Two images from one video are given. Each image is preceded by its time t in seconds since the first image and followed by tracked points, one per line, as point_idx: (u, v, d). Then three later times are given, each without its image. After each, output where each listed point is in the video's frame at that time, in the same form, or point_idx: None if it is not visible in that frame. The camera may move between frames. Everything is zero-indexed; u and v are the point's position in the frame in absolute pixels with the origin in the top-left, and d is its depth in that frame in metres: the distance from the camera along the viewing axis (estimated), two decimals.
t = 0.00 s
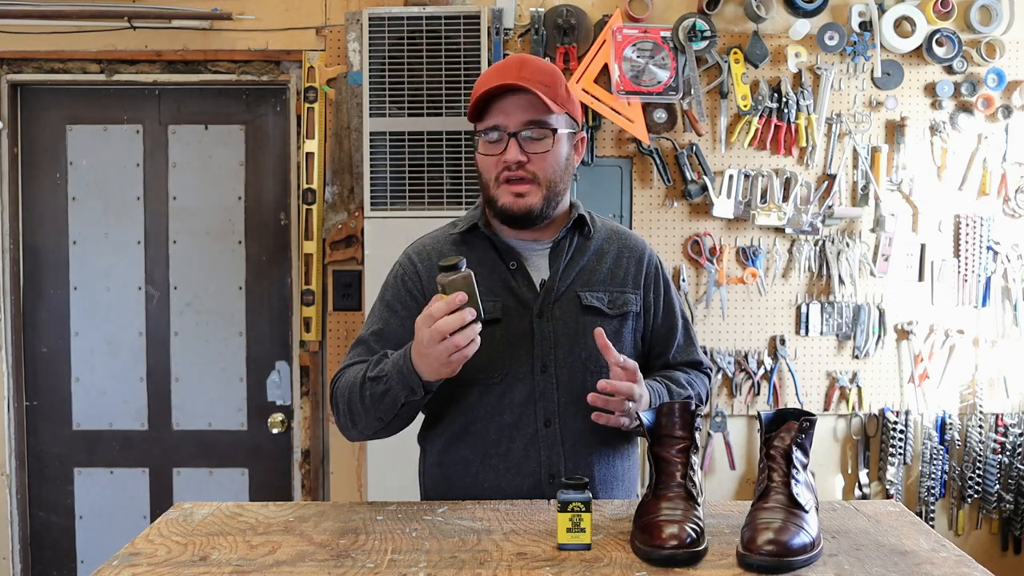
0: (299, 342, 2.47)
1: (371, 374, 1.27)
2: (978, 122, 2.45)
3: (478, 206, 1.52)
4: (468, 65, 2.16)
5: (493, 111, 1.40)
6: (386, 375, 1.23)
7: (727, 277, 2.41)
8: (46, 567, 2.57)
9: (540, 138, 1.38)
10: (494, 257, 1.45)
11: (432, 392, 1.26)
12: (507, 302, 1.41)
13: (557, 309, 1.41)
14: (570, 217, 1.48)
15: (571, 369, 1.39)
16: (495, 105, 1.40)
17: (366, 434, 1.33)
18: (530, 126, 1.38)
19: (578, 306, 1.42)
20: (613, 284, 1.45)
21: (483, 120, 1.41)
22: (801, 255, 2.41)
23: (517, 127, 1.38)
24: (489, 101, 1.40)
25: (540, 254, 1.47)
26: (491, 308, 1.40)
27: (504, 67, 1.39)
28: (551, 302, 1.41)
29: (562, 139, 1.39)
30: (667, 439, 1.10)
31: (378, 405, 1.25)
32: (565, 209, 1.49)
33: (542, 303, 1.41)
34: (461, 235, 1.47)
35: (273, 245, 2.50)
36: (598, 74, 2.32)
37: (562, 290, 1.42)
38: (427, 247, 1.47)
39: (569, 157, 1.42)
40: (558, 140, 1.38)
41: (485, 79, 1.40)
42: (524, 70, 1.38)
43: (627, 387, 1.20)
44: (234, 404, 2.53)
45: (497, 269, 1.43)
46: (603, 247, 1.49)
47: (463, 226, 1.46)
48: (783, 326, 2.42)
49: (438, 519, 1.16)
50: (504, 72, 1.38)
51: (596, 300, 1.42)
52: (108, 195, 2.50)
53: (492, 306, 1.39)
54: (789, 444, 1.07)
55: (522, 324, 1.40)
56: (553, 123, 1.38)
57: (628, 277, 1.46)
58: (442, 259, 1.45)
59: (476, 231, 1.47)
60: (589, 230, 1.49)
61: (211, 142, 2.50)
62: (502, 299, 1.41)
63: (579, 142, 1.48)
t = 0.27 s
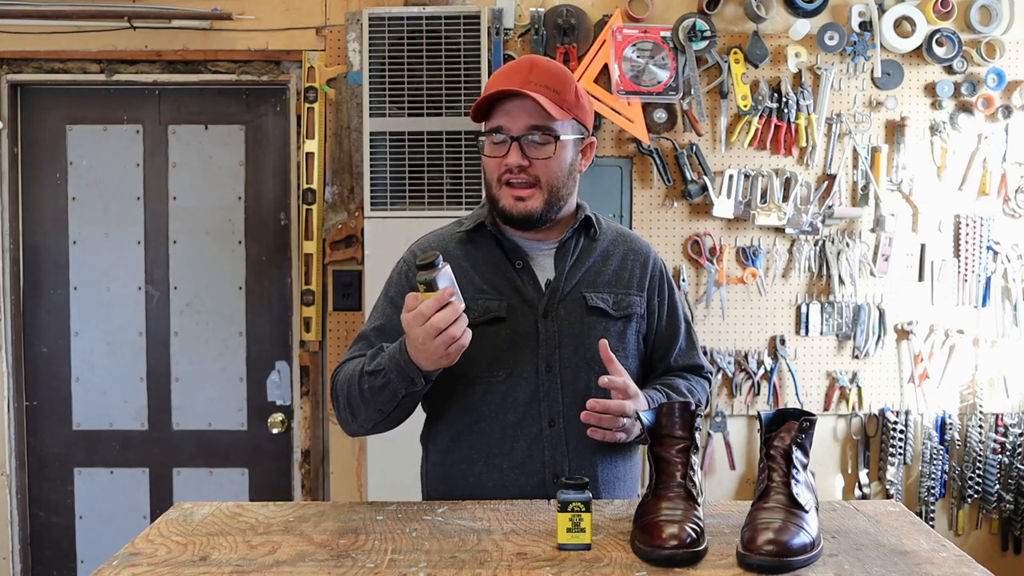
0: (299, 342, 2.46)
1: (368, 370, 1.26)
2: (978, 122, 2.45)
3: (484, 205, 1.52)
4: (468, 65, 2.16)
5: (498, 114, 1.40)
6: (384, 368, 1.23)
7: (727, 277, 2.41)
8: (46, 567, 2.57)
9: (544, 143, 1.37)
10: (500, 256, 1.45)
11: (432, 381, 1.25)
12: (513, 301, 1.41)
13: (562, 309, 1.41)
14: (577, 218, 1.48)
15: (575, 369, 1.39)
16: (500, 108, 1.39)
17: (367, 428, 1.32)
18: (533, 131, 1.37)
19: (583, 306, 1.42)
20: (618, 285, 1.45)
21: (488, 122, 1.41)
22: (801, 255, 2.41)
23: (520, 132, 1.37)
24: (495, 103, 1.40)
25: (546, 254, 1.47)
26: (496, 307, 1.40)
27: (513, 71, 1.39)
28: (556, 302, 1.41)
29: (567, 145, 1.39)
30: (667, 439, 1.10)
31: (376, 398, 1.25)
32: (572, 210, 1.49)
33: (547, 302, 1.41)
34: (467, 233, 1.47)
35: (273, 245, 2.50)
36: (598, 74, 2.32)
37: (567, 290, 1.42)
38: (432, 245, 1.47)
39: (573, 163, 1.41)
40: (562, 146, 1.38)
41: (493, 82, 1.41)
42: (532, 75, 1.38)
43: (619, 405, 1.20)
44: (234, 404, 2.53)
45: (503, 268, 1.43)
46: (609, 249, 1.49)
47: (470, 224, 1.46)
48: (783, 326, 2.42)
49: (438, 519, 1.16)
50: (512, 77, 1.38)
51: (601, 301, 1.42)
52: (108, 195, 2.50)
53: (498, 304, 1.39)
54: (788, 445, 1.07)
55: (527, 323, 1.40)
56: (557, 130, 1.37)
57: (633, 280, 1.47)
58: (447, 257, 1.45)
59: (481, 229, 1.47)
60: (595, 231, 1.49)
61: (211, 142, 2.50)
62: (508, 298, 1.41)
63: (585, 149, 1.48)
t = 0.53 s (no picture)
0: (299, 342, 2.47)
1: (369, 366, 1.27)
2: (978, 122, 2.45)
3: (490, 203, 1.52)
4: (467, 65, 2.16)
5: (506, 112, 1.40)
6: (384, 365, 1.23)
7: (727, 277, 2.41)
8: (46, 567, 2.57)
9: (550, 142, 1.37)
10: (503, 255, 1.45)
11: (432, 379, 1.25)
12: (516, 300, 1.41)
13: (565, 309, 1.41)
14: (582, 219, 1.48)
15: (577, 370, 1.39)
16: (507, 105, 1.40)
17: (368, 426, 1.32)
18: (540, 130, 1.37)
19: (586, 307, 1.42)
20: (621, 287, 1.45)
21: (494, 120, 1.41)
22: (801, 255, 2.41)
23: (526, 129, 1.37)
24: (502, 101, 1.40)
25: (549, 254, 1.47)
26: (500, 306, 1.39)
27: (521, 70, 1.40)
28: (559, 302, 1.41)
29: (572, 146, 1.39)
30: (667, 439, 1.10)
31: (377, 395, 1.25)
32: (577, 211, 1.48)
33: (550, 302, 1.41)
34: (470, 232, 1.47)
35: (273, 245, 2.50)
36: (598, 74, 2.32)
37: (571, 290, 1.42)
38: (435, 243, 1.47)
39: (577, 164, 1.41)
40: (567, 145, 1.38)
41: (502, 79, 1.41)
42: (540, 75, 1.39)
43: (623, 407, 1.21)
44: (234, 404, 2.53)
45: (506, 267, 1.43)
46: (613, 250, 1.49)
47: (474, 222, 1.46)
48: (783, 326, 2.42)
49: (438, 519, 1.16)
50: (520, 76, 1.39)
51: (605, 302, 1.42)
52: (108, 195, 2.50)
53: (501, 303, 1.39)
54: (789, 445, 1.07)
55: (530, 322, 1.40)
56: (564, 129, 1.38)
57: (637, 281, 1.47)
58: (450, 256, 1.45)
59: (485, 228, 1.47)
60: (599, 232, 1.50)
61: (211, 142, 2.50)
62: (511, 297, 1.41)
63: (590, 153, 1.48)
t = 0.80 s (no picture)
0: (299, 342, 2.47)
1: (372, 353, 1.27)
2: (978, 122, 2.45)
3: (491, 203, 1.52)
4: (468, 65, 2.16)
5: (517, 106, 1.41)
6: (384, 353, 1.23)
7: (727, 277, 2.41)
8: (46, 567, 2.57)
9: (567, 134, 1.39)
10: (504, 254, 1.45)
11: (431, 373, 1.24)
12: (517, 300, 1.41)
13: (566, 309, 1.41)
14: (583, 219, 1.48)
15: (577, 370, 1.39)
16: (521, 100, 1.40)
17: (366, 420, 1.32)
18: (556, 122, 1.39)
19: (586, 307, 1.42)
20: (622, 287, 1.45)
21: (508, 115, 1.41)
22: (801, 255, 2.41)
23: (543, 123, 1.39)
24: (515, 95, 1.40)
25: (550, 254, 1.47)
26: (500, 306, 1.39)
27: (532, 63, 1.39)
28: (560, 302, 1.41)
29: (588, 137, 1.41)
30: (667, 439, 1.10)
31: (376, 383, 1.25)
32: (578, 212, 1.49)
33: (551, 302, 1.40)
34: (472, 232, 1.47)
35: (273, 245, 2.50)
36: (598, 74, 2.32)
37: (572, 290, 1.42)
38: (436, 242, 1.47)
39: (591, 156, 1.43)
40: (584, 137, 1.40)
41: (512, 74, 1.40)
42: (552, 67, 1.38)
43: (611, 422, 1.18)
44: (234, 404, 2.53)
45: (507, 267, 1.43)
46: (614, 251, 1.49)
47: (476, 221, 1.47)
48: (783, 326, 2.42)
49: (438, 519, 1.16)
50: (532, 68, 1.38)
51: (605, 302, 1.42)
52: (108, 195, 2.50)
53: (502, 303, 1.39)
54: (788, 445, 1.07)
55: (530, 322, 1.40)
56: (579, 121, 1.39)
57: (637, 282, 1.47)
58: (451, 255, 1.45)
59: (486, 228, 1.47)
60: (600, 233, 1.50)
61: (211, 142, 2.50)
62: (512, 297, 1.41)
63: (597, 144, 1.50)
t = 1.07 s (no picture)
0: (299, 342, 2.47)
1: (371, 351, 1.28)
2: (978, 122, 2.45)
3: (490, 203, 1.52)
4: (467, 65, 2.16)
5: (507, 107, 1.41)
6: (382, 351, 1.24)
7: (727, 277, 2.41)
8: (46, 567, 2.57)
9: (557, 133, 1.37)
10: (505, 254, 1.45)
11: (428, 372, 1.24)
12: (517, 300, 1.41)
13: (566, 309, 1.41)
14: (583, 220, 1.48)
15: (577, 370, 1.39)
16: (511, 100, 1.40)
17: (364, 419, 1.31)
18: (546, 122, 1.37)
19: (587, 308, 1.42)
20: (622, 287, 1.45)
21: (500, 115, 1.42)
22: (801, 255, 2.41)
23: (532, 123, 1.38)
24: (505, 96, 1.40)
25: (550, 254, 1.47)
26: (501, 305, 1.39)
27: (520, 64, 1.38)
28: (561, 302, 1.41)
29: (579, 135, 1.39)
30: (667, 439, 1.10)
31: (374, 381, 1.25)
32: (578, 212, 1.49)
33: (552, 302, 1.40)
34: (472, 231, 1.47)
35: (273, 245, 2.50)
36: (598, 74, 2.32)
37: (572, 290, 1.42)
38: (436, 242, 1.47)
39: (585, 153, 1.41)
40: (575, 135, 1.38)
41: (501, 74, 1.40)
42: (542, 67, 1.37)
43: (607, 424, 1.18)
44: (234, 404, 2.53)
45: (507, 266, 1.43)
46: (614, 252, 1.49)
47: (476, 221, 1.47)
48: (783, 326, 2.42)
49: (438, 519, 1.16)
50: (518, 70, 1.37)
51: (605, 302, 1.42)
52: (108, 195, 2.50)
53: (503, 302, 1.39)
54: (789, 445, 1.07)
55: (530, 322, 1.40)
56: (569, 119, 1.37)
57: (637, 283, 1.47)
58: (452, 255, 1.45)
59: (487, 229, 1.47)
60: (601, 233, 1.50)
61: (211, 142, 2.50)
62: (513, 297, 1.41)
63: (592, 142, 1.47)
